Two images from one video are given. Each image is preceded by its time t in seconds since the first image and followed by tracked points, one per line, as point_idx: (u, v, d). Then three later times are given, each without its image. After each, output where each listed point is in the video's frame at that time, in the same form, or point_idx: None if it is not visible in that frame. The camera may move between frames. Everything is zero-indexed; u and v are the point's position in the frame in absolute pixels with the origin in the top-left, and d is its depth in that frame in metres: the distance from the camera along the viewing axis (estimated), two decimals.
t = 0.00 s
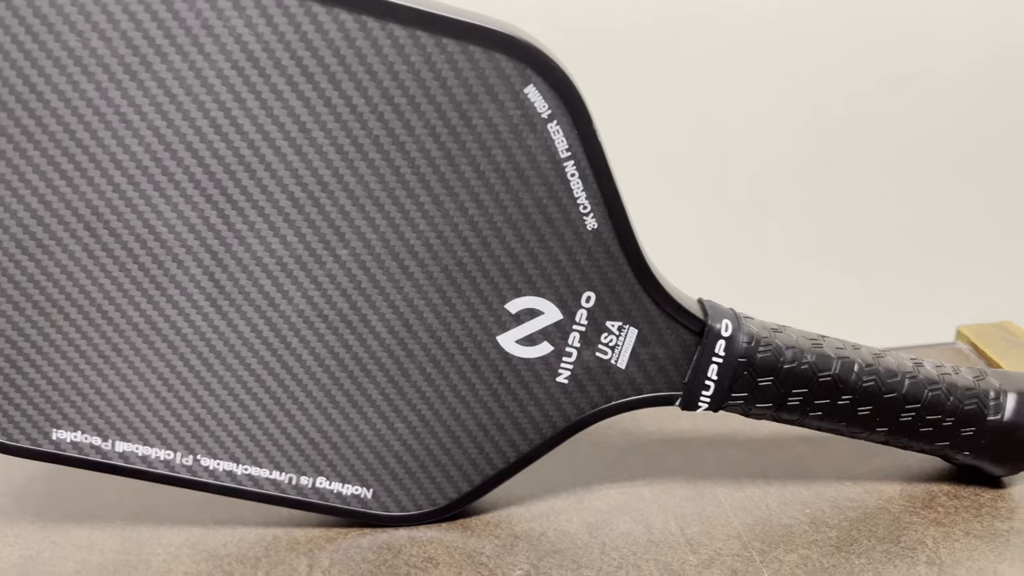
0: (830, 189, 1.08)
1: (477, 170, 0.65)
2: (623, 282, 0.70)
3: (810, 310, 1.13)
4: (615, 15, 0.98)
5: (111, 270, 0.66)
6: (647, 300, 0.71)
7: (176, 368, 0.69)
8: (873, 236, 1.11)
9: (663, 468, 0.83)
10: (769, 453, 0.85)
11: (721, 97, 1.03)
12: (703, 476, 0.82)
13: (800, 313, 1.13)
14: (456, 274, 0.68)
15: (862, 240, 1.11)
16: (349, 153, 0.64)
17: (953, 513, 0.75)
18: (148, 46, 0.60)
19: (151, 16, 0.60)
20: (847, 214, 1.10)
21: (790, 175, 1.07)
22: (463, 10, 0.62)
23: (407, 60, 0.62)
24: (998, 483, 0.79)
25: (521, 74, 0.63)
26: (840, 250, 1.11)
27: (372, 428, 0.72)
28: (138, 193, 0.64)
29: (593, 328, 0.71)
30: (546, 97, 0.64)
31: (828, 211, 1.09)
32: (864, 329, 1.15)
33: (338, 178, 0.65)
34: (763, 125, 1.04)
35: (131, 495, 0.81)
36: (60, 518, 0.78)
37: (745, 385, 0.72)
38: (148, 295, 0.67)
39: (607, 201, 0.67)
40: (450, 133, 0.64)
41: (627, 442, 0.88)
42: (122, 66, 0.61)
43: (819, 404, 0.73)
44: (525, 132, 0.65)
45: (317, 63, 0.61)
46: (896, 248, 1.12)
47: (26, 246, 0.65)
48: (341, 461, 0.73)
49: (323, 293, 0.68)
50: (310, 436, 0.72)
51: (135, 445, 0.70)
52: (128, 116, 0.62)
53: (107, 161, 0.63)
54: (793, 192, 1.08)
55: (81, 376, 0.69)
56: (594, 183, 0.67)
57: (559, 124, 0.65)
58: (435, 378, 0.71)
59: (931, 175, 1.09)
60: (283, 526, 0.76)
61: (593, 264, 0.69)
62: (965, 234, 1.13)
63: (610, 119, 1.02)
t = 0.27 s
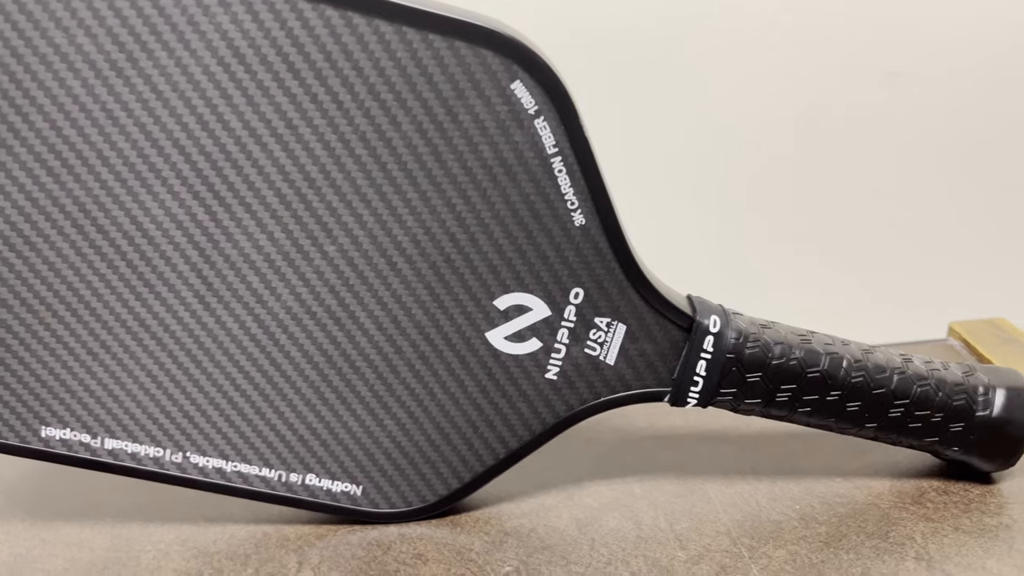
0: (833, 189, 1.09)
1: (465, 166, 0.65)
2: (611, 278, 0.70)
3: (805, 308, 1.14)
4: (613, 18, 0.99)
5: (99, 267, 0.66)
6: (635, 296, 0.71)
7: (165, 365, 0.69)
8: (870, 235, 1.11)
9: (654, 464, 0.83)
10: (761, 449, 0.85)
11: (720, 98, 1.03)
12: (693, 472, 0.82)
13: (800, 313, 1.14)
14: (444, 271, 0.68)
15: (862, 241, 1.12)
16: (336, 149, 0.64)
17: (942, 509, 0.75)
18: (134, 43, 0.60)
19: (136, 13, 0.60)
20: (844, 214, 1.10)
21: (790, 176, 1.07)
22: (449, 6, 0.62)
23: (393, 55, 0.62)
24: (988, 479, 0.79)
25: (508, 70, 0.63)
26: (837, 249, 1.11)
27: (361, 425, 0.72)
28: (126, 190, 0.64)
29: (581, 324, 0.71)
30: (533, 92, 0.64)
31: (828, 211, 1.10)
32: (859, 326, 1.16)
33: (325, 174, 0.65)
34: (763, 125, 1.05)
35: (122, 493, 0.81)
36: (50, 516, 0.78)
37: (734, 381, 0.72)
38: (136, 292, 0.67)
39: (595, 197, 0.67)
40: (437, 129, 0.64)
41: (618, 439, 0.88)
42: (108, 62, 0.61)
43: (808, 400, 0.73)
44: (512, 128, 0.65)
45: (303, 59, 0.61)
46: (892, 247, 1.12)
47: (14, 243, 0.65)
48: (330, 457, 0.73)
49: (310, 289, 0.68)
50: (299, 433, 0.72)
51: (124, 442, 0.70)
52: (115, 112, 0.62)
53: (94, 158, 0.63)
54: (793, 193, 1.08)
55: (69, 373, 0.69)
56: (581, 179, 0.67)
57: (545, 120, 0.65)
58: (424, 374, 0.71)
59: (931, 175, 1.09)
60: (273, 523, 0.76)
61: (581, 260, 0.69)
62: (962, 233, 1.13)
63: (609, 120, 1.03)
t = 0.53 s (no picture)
0: (828, 189, 1.10)
1: (456, 166, 0.66)
2: (602, 277, 0.70)
3: (800, 307, 1.15)
4: (611, 20, 1.00)
5: (92, 267, 0.66)
6: (626, 295, 0.71)
7: (158, 364, 0.69)
8: (865, 234, 1.12)
9: (646, 462, 0.84)
10: (753, 447, 0.85)
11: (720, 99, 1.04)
12: (686, 470, 0.82)
13: (799, 311, 1.15)
14: (436, 270, 0.69)
15: (862, 240, 1.13)
16: (328, 149, 0.64)
17: (933, 506, 0.75)
18: (125, 44, 0.61)
19: (127, 14, 0.60)
20: (839, 213, 1.11)
21: (790, 176, 1.08)
22: (439, 6, 0.62)
23: (383, 56, 0.62)
24: (978, 476, 0.79)
25: (497, 70, 0.63)
26: (832, 248, 1.12)
27: (354, 424, 0.72)
28: (118, 190, 0.64)
29: (572, 323, 0.71)
30: (523, 92, 0.64)
31: (839, 208, 1.11)
32: (853, 324, 1.17)
33: (316, 174, 0.65)
34: (763, 126, 1.06)
35: (117, 493, 0.81)
36: (46, 515, 0.78)
37: (725, 379, 0.73)
38: (129, 291, 0.67)
39: (585, 197, 0.68)
40: (428, 129, 0.64)
41: (611, 437, 0.88)
42: (100, 63, 0.61)
43: (798, 398, 0.73)
44: (502, 127, 0.65)
45: (294, 60, 0.62)
46: (887, 246, 1.13)
47: (7, 243, 0.65)
48: (323, 456, 0.73)
49: (303, 289, 0.68)
50: (291, 432, 0.72)
51: (118, 441, 0.71)
52: (107, 113, 0.62)
53: (87, 158, 0.64)
54: (792, 193, 1.09)
55: (63, 373, 0.69)
56: (572, 178, 0.67)
57: (535, 119, 0.65)
58: (416, 373, 0.72)
59: (930, 175, 1.10)
60: (266, 522, 0.76)
61: (572, 259, 0.70)
62: (956, 231, 1.14)
63: (609, 122, 1.04)
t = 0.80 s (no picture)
0: (823, 191, 1.10)
1: (449, 169, 0.66)
2: (595, 279, 0.71)
3: (797, 308, 1.15)
4: (611, 21, 1.00)
5: (89, 270, 0.67)
6: (619, 296, 0.72)
7: (154, 366, 0.70)
8: (861, 236, 1.13)
9: (640, 462, 0.84)
10: (747, 447, 0.86)
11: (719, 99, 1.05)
12: (680, 470, 0.82)
13: (795, 312, 1.16)
14: (430, 272, 0.69)
15: (861, 240, 1.13)
16: (322, 153, 0.65)
17: (924, 505, 0.76)
18: (121, 49, 0.61)
19: (122, 19, 0.61)
20: (835, 215, 1.12)
21: (790, 176, 1.09)
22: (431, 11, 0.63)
23: (376, 60, 0.63)
24: (970, 475, 0.80)
25: (490, 74, 0.64)
26: (828, 249, 1.13)
27: (349, 425, 0.73)
28: (114, 193, 0.65)
29: (566, 324, 0.72)
30: (515, 96, 0.65)
31: (834, 209, 1.11)
32: (850, 325, 1.17)
33: (311, 177, 0.66)
34: (759, 129, 1.06)
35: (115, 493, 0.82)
36: (45, 516, 0.78)
37: (717, 379, 0.73)
38: (126, 294, 0.68)
39: (577, 199, 0.68)
40: (421, 132, 0.65)
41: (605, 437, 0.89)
42: (96, 68, 0.62)
43: (790, 398, 0.74)
44: (494, 131, 0.66)
45: (288, 65, 0.62)
46: (882, 247, 1.14)
47: (4, 246, 0.66)
48: (319, 457, 0.73)
49: (298, 291, 0.69)
50: (287, 433, 0.73)
51: (116, 442, 0.71)
52: (103, 118, 0.63)
53: (84, 162, 0.64)
54: (786, 195, 1.10)
55: (61, 375, 0.70)
56: (564, 181, 0.68)
57: (528, 123, 0.66)
58: (411, 374, 0.72)
59: (927, 176, 1.11)
60: (263, 522, 0.77)
61: (565, 260, 0.70)
62: (951, 232, 1.14)
63: (609, 123, 1.05)
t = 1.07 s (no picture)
0: (819, 194, 1.11)
1: (444, 175, 0.67)
2: (588, 283, 0.72)
3: (792, 308, 1.17)
4: (611, 23, 1.01)
5: (89, 275, 0.68)
6: (612, 300, 0.73)
7: (154, 369, 0.71)
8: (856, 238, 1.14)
9: (634, 463, 0.85)
10: (740, 448, 0.87)
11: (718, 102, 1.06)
12: (675, 471, 0.83)
13: (791, 314, 1.17)
14: (425, 276, 0.70)
15: (861, 240, 1.14)
16: (318, 159, 0.66)
17: (914, 505, 0.77)
18: (120, 58, 0.62)
19: (121, 29, 0.62)
20: (830, 217, 1.13)
21: (789, 178, 1.10)
22: (425, 20, 0.64)
23: (371, 68, 0.64)
24: (960, 475, 0.81)
25: (483, 82, 0.65)
26: (824, 252, 1.14)
27: (345, 427, 0.74)
28: (114, 200, 0.66)
29: (559, 327, 0.73)
30: (508, 103, 0.66)
31: (830, 211, 1.12)
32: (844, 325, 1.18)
33: (307, 184, 0.67)
34: (755, 133, 1.07)
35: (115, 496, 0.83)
36: (46, 518, 0.79)
37: (709, 381, 0.74)
38: (126, 299, 0.69)
39: (570, 204, 0.69)
40: (416, 139, 0.66)
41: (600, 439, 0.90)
42: (95, 77, 0.63)
43: (781, 400, 0.75)
44: (488, 137, 0.67)
45: (284, 73, 0.63)
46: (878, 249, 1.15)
47: (5, 252, 0.67)
48: (316, 459, 0.74)
49: (295, 296, 0.70)
50: (285, 435, 0.74)
51: (116, 445, 0.72)
52: (103, 126, 0.64)
53: (84, 170, 0.65)
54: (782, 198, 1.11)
55: (62, 379, 0.71)
56: (557, 186, 0.69)
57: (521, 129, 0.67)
58: (406, 377, 0.73)
59: (922, 180, 1.12)
60: (261, 523, 0.78)
61: (558, 265, 0.71)
62: (946, 235, 1.16)
63: (606, 128, 1.06)
